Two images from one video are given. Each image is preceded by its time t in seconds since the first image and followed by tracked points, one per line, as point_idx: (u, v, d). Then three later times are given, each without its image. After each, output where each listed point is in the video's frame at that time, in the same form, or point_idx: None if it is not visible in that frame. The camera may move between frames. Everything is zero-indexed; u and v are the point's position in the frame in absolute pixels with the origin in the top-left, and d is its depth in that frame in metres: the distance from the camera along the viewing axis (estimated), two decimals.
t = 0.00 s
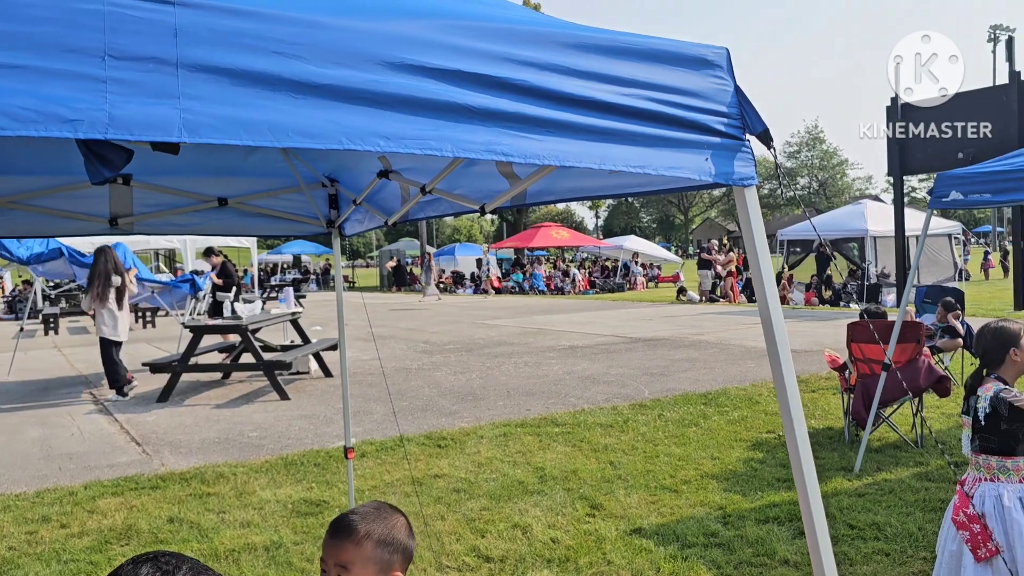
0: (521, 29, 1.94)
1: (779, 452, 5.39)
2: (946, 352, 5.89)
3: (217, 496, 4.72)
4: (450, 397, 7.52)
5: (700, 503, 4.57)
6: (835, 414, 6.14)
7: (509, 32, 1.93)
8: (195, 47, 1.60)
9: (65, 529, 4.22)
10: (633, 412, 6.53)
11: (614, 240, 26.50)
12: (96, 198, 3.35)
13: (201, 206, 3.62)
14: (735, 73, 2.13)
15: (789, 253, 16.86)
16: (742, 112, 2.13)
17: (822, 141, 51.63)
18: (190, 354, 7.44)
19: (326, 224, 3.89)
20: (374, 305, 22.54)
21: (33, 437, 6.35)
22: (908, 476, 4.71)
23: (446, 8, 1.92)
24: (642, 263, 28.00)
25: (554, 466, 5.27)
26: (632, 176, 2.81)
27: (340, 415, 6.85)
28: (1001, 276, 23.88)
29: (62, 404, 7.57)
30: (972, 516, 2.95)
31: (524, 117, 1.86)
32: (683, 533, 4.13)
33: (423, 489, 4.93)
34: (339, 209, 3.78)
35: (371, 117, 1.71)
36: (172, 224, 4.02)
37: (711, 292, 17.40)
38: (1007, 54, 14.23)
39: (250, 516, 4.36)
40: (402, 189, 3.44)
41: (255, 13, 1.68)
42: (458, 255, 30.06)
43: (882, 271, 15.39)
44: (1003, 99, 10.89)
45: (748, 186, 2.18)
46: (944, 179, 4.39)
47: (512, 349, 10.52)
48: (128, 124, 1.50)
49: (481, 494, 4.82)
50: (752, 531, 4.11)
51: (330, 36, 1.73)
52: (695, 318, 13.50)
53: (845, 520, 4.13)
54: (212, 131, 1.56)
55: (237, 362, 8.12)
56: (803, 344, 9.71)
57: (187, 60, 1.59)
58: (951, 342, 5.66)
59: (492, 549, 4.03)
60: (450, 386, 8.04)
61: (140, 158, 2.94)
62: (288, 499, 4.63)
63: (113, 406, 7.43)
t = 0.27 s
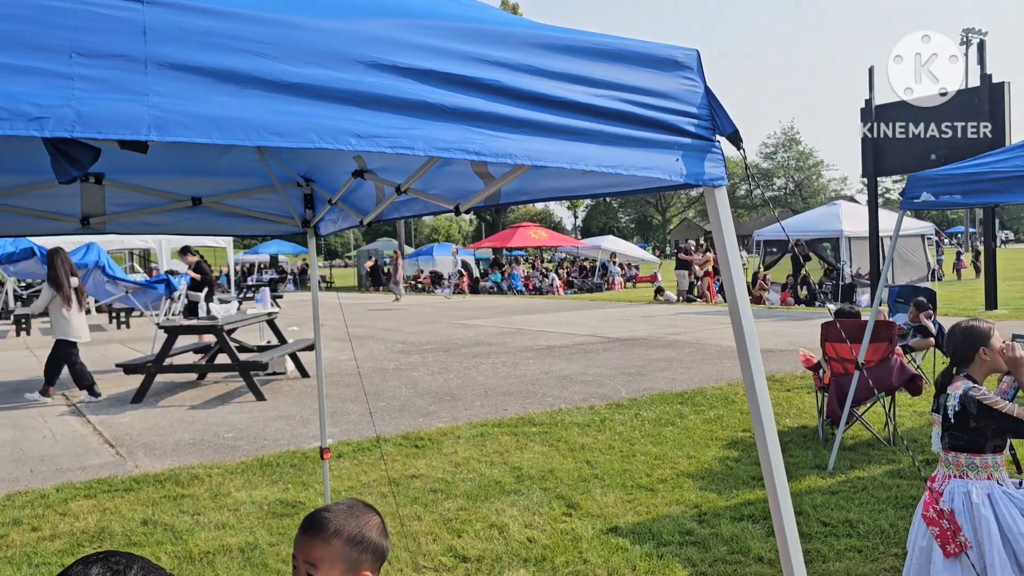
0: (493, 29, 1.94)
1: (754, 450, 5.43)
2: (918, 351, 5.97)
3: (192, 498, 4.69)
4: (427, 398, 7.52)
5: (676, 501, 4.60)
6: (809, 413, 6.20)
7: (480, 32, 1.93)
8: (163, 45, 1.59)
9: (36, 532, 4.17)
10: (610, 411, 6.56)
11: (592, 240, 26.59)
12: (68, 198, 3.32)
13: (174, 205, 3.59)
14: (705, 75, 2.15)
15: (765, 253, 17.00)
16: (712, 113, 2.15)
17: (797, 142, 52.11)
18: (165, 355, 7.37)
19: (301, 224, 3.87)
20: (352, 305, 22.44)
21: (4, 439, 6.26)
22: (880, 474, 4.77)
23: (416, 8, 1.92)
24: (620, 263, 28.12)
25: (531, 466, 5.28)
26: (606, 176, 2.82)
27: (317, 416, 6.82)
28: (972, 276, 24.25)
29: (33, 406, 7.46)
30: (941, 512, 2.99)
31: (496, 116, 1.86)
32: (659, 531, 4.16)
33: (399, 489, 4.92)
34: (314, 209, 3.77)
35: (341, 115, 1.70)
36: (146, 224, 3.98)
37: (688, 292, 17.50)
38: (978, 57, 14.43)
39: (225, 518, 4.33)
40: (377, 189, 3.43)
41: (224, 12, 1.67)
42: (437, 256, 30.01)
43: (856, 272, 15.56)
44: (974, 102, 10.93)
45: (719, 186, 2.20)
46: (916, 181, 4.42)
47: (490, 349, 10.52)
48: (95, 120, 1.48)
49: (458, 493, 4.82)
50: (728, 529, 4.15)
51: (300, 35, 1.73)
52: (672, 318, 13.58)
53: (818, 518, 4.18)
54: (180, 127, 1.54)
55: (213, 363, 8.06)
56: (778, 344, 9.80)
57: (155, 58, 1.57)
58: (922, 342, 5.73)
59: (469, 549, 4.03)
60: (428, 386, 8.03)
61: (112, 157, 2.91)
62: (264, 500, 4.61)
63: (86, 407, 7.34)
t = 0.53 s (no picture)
0: (457, 29, 1.95)
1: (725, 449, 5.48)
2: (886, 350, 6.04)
3: (160, 500, 4.63)
4: (400, 398, 7.49)
5: (647, 500, 4.62)
6: (780, 412, 6.26)
7: (445, 31, 1.93)
8: (121, 42, 1.57)
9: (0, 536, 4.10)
10: (583, 411, 6.58)
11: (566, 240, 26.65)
12: (32, 197, 3.27)
13: (142, 204, 3.55)
14: (668, 76, 2.18)
15: (737, 253, 17.14)
16: (675, 114, 2.18)
17: (770, 143, 52.58)
18: (134, 355, 7.27)
19: (271, 223, 3.84)
20: (326, 305, 22.30)
21: None
22: (849, 471, 4.83)
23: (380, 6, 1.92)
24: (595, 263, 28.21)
25: (503, 466, 5.28)
26: (576, 176, 2.83)
27: (289, 416, 6.77)
28: (940, 276, 24.64)
29: None
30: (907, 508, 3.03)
31: (460, 116, 1.87)
32: (630, 530, 4.18)
33: (371, 490, 4.90)
34: (284, 208, 3.74)
35: (304, 114, 1.70)
36: (113, 223, 3.93)
37: (662, 292, 17.59)
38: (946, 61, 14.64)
39: (194, 520, 4.29)
40: (347, 188, 3.42)
41: (185, 9, 1.66)
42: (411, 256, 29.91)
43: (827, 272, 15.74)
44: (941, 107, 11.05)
45: (681, 186, 2.23)
46: (883, 182, 4.49)
47: (464, 349, 10.50)
48: (51, 117, 1.46)
49: (431, 494, 4.81)
50: (698, 527, 4.17)
51: (262, 33, 1.72)
52: (646, 318, 13.65)
53: (787, 515, 4.22)
54: (139, 125, 1.53)
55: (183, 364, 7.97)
56: (749, 343, 9.88)
57: (113, 55, 1.56)
58: (890, 340, 5.81)
59: (440, 549, 4.02)
60: (401, 386, 8.00)
61: (78, 155, 2.87)
62: (234, 502, 4.56)
63: (53, 409, 7.23)
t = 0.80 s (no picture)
0: (422, 27, 1.94)
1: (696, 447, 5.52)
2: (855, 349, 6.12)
3: (128, 502, 4.58)
4: (373, 398, 7.46)
5: (618, 499, 4.64)
6: (750, 410, 6.32)
7: (408, 28, 1.93)
8: (77, 37, 1.55)
9: None
10: (556, 410, 6.59)
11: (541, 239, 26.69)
12: None
13: (108, 202, 3.50)
14: (634, 75, 2.20)
15: (709, 253, 17.27)
16: (640, 113, 2.21)
17: (742, 144, 53.03)
18: (102, 356, 7.17)
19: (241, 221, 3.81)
20: (299, 305, 22.14)
21: None
22: (817, 469, 4.88)
23: (343, 3, 1.91)
24: (569, 263, 28.28)
25: (475, 466, 5.28)
26: (543, 175, 2.83)
27: (260, 417, 6.72)
28: (908, 277, 25.03)
29: None
30: (872, 505, 3.07)
31: (424, 114, 1.87)
32: (601, 529, 4.20)
33: (343, 490, 4.87)
34: (253, 207, 3.72)
35: (266, 111, 1.69)
36: (78, 222, 3.87)
37: (635, 292, 17.67)
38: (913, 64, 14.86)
39: (162, 522, 4.24)
40: (316, 187, 3.40)
41: (143, 4, 1.63)
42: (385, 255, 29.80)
43: (797, 272, 15.91)
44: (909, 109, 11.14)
45: (646, 186, 2.25)
46: (851, 183, 4.57)
47: (437, 349, 10.48)
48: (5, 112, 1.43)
49: (402, 494, 4.79)
50: (669, 525, 4.20)
51: (223, 28, 1.70)
52: (619, 317, 13.71)
53: (756, 512, 4.26)
54: (96, 121, 1.50)
55: (152, 364, 7.88)
56: (721, 342, 9.95)
57: (69, 49, 1.53)
58: (858, 339, 5.88)
59: (411, 549, 4.01)
60: (374, 387, 7.96)
61: (42, 153, 2.82)
62: (203, 503, 4.52)
63: (18, 411, 7.11)
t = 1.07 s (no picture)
0: (390, 24, 1.93)
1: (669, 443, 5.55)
2: (825, 346, 6.18)
3: (96, 503, 4.51)
4: (346, 397, 7.42)
5: (592, 496, 4.66)
6: (722, 407, 6.37)
7: (376, 25, 1.92)
8: (34, 30, 1.51)
9: None
10: (529, 408, 6.60)
11: (515, 237, 26.65)
12: None
13: (73, 198, 3.44)
14: (602, 75, 2.22)
15: (683, 252, 17.38)
16: (609, 111, 2.23)
17: (715, 143, 53.39)
18: (70, 355, 7.07)
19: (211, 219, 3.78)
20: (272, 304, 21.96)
21: None
22: (788, 465, 4.93)
23: None
24: (543, 261, 28.33)
25: (449, 464, 5.27)
26: (514, 174, 2.84)
27: (231, 416, 6.65)
28: (877, 275, 25.38)
29: None
30: (841, 500, 3.11)
31: (392, 112, 1.86)
32: (575, 526, 4.21)
33: (315, 489, 4.84)
34: (223, 204, 3.68)
35: (230, 109, 1.67)
36: (44, 219, 3.80)
37: (609, 290, 17.67)
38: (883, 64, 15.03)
39: (131, 523, 4.18)
40: (286, 184, 3.37)
41: None
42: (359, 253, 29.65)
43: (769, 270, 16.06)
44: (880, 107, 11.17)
45: (615, 184, 2.28)
46: (821, 183, 4.61)
47: (411, 347, 10.45)
48: None
49: (375, 493, 4.77)
50: (641, 522, 4.22)
51: (185, 24, 1.67)
52: (593, 315, 13.75)
53: (728, 509, 4.30)
54: (54, 119, 1.47)
55: (122, 363, 7.78)
56: (694, 340, 10.02)
57: (24, 44, 1.49)
58: (828, 337, 5.95)
59: (383, 549, 3.99)
60: (347, 385, 7.92)
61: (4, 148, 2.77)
62: (173, 504, 4.47)
63: None
